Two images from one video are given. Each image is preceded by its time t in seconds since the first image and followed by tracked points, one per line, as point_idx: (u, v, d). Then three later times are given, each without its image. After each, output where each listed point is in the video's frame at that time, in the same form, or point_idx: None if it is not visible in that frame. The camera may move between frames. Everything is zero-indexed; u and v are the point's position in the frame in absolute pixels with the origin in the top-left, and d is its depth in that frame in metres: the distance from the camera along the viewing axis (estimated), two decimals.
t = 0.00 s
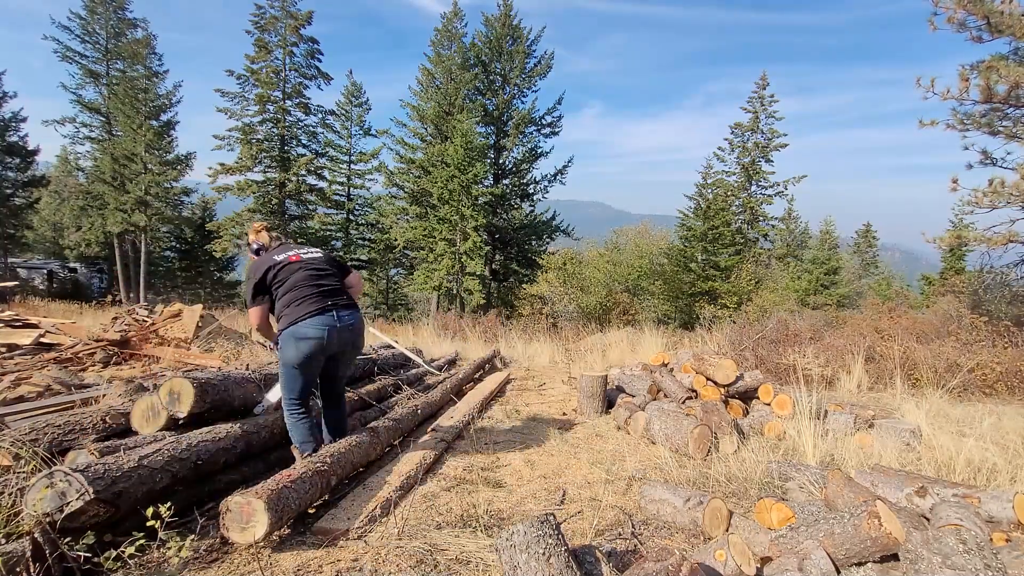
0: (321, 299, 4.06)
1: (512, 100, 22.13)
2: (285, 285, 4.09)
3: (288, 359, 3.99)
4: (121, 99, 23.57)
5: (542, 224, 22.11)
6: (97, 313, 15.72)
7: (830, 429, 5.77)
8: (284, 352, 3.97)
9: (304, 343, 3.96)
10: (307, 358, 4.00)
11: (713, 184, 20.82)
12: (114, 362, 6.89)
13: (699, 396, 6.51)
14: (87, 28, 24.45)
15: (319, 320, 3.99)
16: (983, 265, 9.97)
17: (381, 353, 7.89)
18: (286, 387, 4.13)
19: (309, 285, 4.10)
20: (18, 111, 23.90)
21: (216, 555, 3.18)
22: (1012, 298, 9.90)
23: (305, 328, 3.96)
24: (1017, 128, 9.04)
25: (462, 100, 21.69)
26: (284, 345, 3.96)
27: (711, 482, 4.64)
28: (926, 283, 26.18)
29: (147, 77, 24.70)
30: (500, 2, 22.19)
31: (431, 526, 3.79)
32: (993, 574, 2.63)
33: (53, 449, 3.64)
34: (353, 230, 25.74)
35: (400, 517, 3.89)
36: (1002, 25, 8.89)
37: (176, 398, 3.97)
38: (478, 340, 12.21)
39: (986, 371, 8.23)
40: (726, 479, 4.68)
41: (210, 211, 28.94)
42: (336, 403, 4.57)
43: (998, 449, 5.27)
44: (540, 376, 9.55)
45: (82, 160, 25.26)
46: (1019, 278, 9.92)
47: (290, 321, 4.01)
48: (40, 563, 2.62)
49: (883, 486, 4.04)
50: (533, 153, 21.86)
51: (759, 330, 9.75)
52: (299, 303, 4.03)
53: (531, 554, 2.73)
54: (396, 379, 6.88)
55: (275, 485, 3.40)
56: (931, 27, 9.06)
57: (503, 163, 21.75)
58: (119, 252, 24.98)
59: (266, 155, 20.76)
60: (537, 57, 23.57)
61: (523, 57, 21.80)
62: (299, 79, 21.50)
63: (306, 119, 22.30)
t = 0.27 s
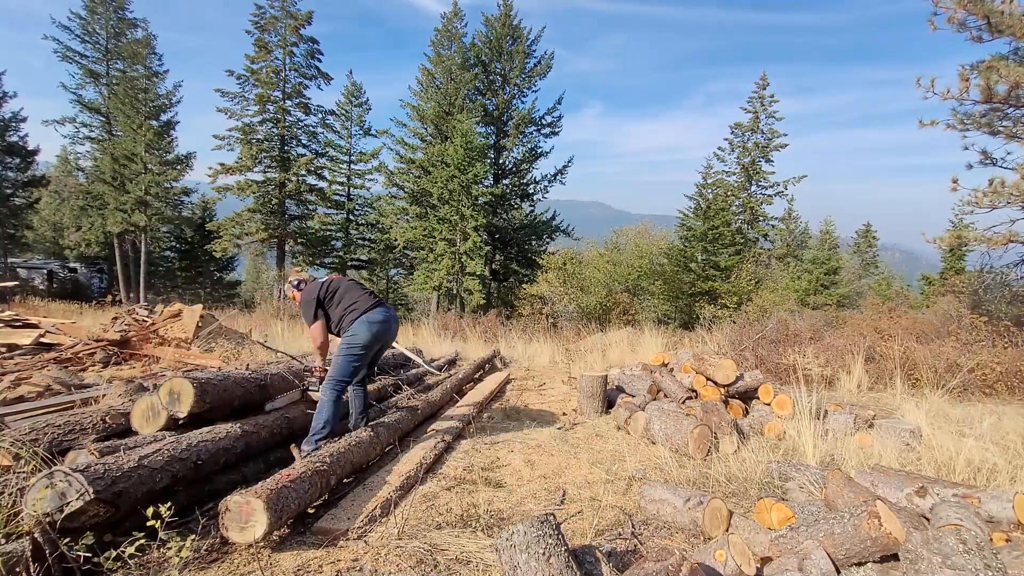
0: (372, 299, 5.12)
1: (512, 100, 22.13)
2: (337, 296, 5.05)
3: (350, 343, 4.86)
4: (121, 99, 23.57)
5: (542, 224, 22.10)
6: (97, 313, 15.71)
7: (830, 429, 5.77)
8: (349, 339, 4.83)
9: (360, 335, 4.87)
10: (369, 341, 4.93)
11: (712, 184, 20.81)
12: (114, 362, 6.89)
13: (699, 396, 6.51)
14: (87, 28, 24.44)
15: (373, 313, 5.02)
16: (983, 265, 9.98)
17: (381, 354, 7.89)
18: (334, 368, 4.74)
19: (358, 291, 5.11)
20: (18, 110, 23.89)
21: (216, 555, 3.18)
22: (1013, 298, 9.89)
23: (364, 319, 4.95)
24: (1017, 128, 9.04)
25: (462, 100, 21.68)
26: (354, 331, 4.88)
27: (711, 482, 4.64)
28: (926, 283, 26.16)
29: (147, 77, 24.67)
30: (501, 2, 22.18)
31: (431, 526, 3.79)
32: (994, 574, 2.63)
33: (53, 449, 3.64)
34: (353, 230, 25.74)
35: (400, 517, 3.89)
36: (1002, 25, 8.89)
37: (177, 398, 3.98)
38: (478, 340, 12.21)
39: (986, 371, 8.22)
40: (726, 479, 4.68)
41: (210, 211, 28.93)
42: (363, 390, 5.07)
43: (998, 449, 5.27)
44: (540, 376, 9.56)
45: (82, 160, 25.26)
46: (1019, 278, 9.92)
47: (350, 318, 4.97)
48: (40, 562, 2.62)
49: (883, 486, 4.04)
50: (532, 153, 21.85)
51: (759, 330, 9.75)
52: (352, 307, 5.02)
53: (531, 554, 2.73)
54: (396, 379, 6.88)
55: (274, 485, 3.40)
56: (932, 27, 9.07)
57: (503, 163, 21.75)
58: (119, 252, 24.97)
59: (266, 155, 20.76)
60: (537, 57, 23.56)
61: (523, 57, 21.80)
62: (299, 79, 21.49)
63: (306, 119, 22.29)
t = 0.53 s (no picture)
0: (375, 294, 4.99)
1: (512, 100, 22.14)
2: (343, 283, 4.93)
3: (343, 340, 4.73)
4: (121, 99, 23.56)
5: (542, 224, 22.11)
6: (97, 313, 15.71)
7: (830, 429, 5.77)
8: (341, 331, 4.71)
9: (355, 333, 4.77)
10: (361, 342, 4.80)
11: (713, 184, 20.82)
12: (114, 362, 6.89)
13: (699, 396, 6.51)
14: (87, 28, 24.44)
15: (374, 313, 4.89)
16: (983, 265, 10.00)
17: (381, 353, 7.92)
18: (310, 357, 4.65)
19: (365, 282, 4.97)
20: (18, 111, 23.90)
21: (216, 555, 3.18)
22: (1012, 298, 9.90)
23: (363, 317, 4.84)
24: (1017, 128, 9.04)
25: (462, 100, 21.70)
26: (348, 327, 4.76)
27: (711, 482, 4.64)
28: (926, 283, 26.18)
29: (147, 77, 24.66)
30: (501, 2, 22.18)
31: (431, 526, 3.79)
32: (994, 574, 2.63)
33: (53, 449, 3.63)
34: (353, 230, 25.74)
35: (400, 517, 3.89)
36: (1002, 25, 8.89)
37: (176, 398, 3.98)
38: (478, 340, 12.21)
39: (986, 371, 8.23)
40: (726, 479, 4.68)
41: (210, 211, 28.93)
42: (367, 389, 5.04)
43: (998, 449, 5.27)
44: (540, 376, 9.57)
45: (82, 160, 25.26)
46: (1019, 278, 9.93)
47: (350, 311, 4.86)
48: (40, 562, 2.61)
49: (883, 486, 4.05)
50: (533, 153, 21.85)
51: (759, 330, 9.75)
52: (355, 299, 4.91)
53: (531, 554, 2.73)
54: (396, 379, 6.90)
55: (274, 485, 3.40)
56: (931, 27, 9.07)
57: (503, 163, 21.76)
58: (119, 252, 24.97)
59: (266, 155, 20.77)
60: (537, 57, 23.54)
61: (523, 57, 21.79)
62: (299, 79, 21.50)
63: (306, 119, 22.29)
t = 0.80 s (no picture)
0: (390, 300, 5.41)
1: (512, 100, 22.14)
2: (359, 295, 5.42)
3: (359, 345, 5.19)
4: (121, 99, 23.56)
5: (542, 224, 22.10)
6: (97, 313, 15.71)
7: (830, 429, 5.77)
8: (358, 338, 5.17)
9: (368, 339, 5.21)
10: (378, 345, 5.27)
11: (713, 184, 20.82)
12: (114, 362, 6.89)
13: (699, 396, 6.52)
14: (87, 28, 24.44)
15: (387, 317, 5.34)
16: (983, 265, 10.00)
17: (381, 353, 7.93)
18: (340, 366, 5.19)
19: (377, 292, 5.45)
20: (18, 110, 23.91)
21: (216, 554, 3.18)
22: (1012, 298, 9.91)
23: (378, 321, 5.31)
24: (1017, 128, 9.04)
25: (462, 100, 21.70)
26: (365, 333, 5.23)
27: (711, 482, 4.64)
28: (926, 283, 26.19)
29: (147, 77, 24.66)
30: (501, 2, 22.17)
31: (431, 526, 3.79)
32: (994, 574, 2.63)
33: (53, 449, 3.64)
34: (353, 230, 25.73)
35: (399, 516, 3.90)
36: (1002, 25, 8.89)
37: (177, 398, 3.98)
38: (478, 340, 12.21)
39: (986, 371, 8.23)
40: (726, 479, 4.68)
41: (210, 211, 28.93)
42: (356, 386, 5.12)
43: (998, 449, 5.27)
44: (540, 376, 9.57)
45: (82, 160, 25.25)
46: (1019, 278, 9.94)
47: (365, 318, 5.32)
48: (40, 562, 2.61)
49: (883, 486, 4.05)
50: (532, 153, 21.85)
51: (759, 330, 9.76)
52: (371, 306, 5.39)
53: (531, 554, 2.73)
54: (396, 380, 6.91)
55: (274, 484, 3.40)
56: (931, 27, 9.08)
57: (503, 163, 21.77)
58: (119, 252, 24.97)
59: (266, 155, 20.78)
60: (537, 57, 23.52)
61: (523, 57, 21.79)
62: (299, 79, 21.51)
63: (306, 119, 22.28)
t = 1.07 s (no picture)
0: (400, 297, 5.74)
1: (512, 100, 22.14)
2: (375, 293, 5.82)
3: (365, 335, 5.74)
4: (121, 99, 23.55)
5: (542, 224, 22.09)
6: (97, 313, 15.71)
7: (830, 429, 5.77)
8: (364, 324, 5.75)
9: (373, 325, 5.77)
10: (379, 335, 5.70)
11: (713, 184, 20.81)
12: (114, 362, 6.89)
13: (699, 396, 6.52)
14: (87, 28, 24.44)
15: (389, 311, 5.75)
16: (983, 265, 10.00)
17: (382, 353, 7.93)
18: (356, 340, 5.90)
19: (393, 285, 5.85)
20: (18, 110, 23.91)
21: (216, 555, 3.18)
22: (1012, 298, 9.91)
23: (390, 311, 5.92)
24: (1017, 128, 9.04)
25: (462, 100, 21.70)
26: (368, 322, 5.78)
27: (711, 482, 4.64)
28: (926, 283, 26.19)
29: (147, 77, 24.66)
30: (501, 2, 22.17)
31: (431, 526, 3.79)
32: (994, 574, 2.63)
33: (53, 449, 3.64)
34: (353, 230, 25.72)
35: (399, 516, 3.89)
36: (1002, 25, 8.89)
37: (177, 398, 3.98)
38: (478, 340, 12.21)
39: (986, 371, 8.24)
40: (726, 479, 4.68)
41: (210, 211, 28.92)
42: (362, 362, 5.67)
43: (998, 449, 5.27)
44: (540, 376, 9.57)
45: (82, 160, 25.25)
46: (1019, 278, 9.94)
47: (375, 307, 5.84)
48: (40, 563, 2.61)
49: (883, 486, 4.05)
50: (532, 153, 21.84)
51: (759, 330, 9.76)
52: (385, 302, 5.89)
53: (531, 554, 2.73)
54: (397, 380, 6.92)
55: (274, 484, 3.40)
56: (931, 27, 9.08)
57: (504, 163, 21.77)
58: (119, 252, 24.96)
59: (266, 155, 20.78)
60: (538, 57, 23.49)
61: (523, 57, 21.78)
62: (299, 79, 21.52)
63: (306, 119, 22.28)
